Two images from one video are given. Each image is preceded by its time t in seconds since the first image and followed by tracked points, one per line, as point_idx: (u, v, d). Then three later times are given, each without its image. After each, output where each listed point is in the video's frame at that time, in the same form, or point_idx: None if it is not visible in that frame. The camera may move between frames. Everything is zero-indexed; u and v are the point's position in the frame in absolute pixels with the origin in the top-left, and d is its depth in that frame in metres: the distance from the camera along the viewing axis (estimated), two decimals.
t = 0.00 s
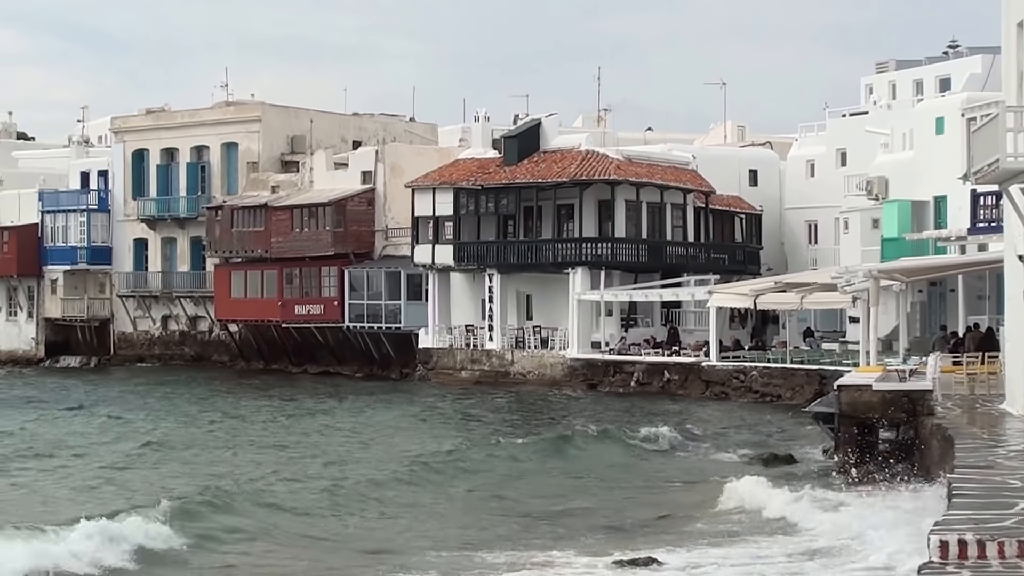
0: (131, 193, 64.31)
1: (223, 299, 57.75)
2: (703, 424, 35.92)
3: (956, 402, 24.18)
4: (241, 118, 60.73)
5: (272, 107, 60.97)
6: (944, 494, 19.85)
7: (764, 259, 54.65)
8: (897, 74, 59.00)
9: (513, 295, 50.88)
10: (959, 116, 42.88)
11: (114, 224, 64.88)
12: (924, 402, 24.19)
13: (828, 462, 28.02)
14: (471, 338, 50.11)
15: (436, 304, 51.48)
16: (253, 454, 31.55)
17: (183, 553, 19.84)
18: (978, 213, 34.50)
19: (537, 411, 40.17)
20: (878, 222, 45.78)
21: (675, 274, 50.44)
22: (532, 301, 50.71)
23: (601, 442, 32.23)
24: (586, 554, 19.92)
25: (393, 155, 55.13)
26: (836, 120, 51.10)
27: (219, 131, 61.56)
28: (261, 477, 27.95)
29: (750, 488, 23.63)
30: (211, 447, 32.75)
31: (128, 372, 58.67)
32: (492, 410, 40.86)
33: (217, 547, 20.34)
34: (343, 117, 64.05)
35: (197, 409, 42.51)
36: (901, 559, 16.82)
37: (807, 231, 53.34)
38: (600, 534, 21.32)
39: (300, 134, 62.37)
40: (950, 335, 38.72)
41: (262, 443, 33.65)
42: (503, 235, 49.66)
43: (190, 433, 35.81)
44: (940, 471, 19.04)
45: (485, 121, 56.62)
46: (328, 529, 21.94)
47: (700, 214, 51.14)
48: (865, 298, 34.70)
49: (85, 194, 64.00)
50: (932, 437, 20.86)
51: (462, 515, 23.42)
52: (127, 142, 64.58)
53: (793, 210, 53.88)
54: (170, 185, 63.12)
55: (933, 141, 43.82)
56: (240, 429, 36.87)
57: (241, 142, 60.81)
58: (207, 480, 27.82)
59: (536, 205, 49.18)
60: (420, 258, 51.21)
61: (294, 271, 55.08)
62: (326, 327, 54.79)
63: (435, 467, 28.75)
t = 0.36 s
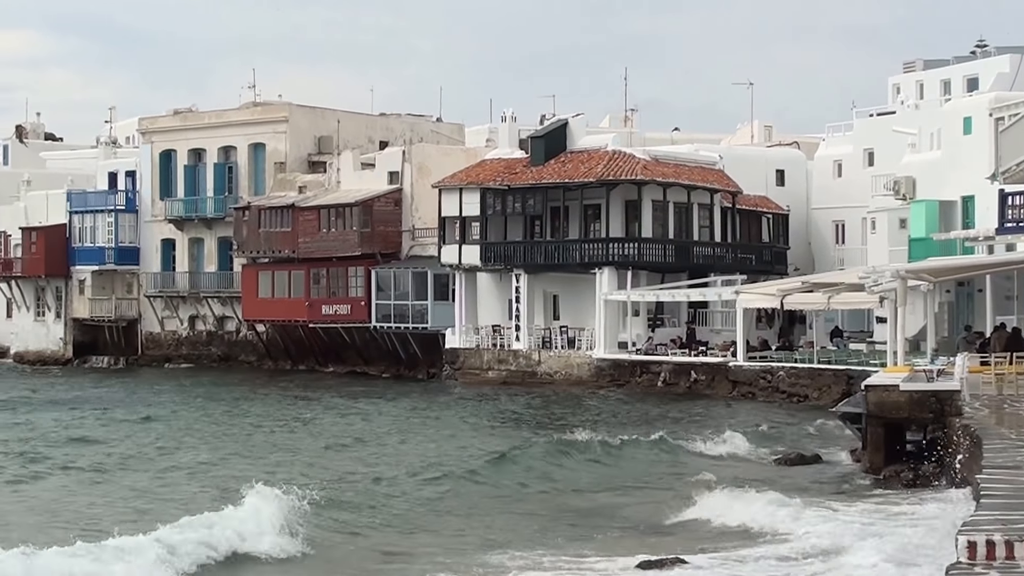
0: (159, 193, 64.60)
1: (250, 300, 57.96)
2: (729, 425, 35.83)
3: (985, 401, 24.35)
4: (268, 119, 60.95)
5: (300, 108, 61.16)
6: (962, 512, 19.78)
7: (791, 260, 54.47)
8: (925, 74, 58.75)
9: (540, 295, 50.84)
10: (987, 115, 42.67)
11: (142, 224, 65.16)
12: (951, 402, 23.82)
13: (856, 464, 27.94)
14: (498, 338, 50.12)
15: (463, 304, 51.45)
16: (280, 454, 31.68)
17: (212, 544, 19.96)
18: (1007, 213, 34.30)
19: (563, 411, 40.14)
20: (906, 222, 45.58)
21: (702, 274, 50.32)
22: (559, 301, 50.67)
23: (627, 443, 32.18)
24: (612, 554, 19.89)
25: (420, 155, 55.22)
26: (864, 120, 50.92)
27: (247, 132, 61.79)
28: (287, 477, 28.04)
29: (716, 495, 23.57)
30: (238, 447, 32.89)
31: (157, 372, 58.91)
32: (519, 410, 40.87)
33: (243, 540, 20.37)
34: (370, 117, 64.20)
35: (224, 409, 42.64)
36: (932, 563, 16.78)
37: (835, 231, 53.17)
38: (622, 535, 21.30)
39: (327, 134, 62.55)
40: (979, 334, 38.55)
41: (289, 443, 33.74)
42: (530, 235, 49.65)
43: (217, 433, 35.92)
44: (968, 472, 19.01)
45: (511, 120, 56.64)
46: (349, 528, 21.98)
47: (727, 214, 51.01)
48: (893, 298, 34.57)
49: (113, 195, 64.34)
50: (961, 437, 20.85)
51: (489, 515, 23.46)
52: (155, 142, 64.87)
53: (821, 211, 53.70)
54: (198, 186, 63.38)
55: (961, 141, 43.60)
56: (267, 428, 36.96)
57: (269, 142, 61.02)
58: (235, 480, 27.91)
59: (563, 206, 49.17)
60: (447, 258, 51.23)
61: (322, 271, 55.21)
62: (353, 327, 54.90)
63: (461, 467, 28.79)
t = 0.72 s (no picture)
0: (186, 194, 64.86)
1: (278, 299, 58.16)
2: (756, 425, 35.77)
3: (1014, 400, 24.46)
4: (296, 119, 61.15)
5: (327, 109, 61.33)
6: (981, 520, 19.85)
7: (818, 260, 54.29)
8: (953, 73, 58.50)
9: (567, 295, 50.81)
10: (1015, 114, 42.43)
11: (169, 224, 65.41)
12: (978, 402, 23.84)
13: (884, 466, 27.86)
14: (525, 339, 50.15)
15: (490, 304, 51.45)
16: (306, 454, 31.73)
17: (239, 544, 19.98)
18: None
19: (590, 411, 40.16)
20: (934, 222, 45.36)
21: (729, 274, 50.22)
22: (585, 302, 50.62)
23: (654, 443, 32.16)
24: (641, 559, 19.82)
25: (447, 156, 55.28)
26: (891, 119, 50.72)
27: (274, 132, 61.99)
28: (313, 478, 28.08)
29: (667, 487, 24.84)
30: (264, 448, 32.97)
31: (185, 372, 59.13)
32: (546, 410, 40.90)
33: (272, 538, 20.44)
34: (397, 117, 64.32)
35: (250, 409, 42.79)
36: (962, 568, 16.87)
37: (862, 231, 52.99)
38: (652, 538, 21.21)
39: (354, 135, 62.71)
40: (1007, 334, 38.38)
41: (317, 443, 33.83)
42: (557, 235, 49.61)
43: (244, 433, 36.03)
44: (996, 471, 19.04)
45: (538, 120, 56.66)
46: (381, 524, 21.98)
47: (754, 214, 50.89)
48: (921, 298, 34.45)
49: (141, 196, 64.63)
50: (989, 438, 20.83)
51: (515, 515, 23.53)
52: (182, 143, 65.14)
53: (848, 210, 53.53)
54: (225, 186, 63.60)
55: (989, 140, 43.35)
56: (294, 428, 37.07)
57: (296, 143, 61.22)
58: (261, 480, 28.02)
59: (589, 205, 49.14)
60: (473, 258, 51.24)
61: (348, 271, 55.32)
62: (381, 327, 54.98)
63: (488, 468, 28.77)
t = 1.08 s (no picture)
0: (213, 194, 65.11)
1: (305, 300, 58.36)
2: (783, 425, 35.67)
3: None
4: (323, 120, 61.33)
5: (354, 109, 61.48)
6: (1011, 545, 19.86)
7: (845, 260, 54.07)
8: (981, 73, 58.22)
9: (594, 295, 50.77)
10: None
11: (197, 225, 65.67)
12: (1007, 402, 23.85)
13: (911, 468, 27.79)
14: (552, 339, 50.11)
15: (517, 304, 51.47)
16: (331, 454, 31.82)
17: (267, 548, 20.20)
18: None
19: (616, 411, 40.13)
20: (962, 221, 45.16)
21: (756, 274, 50.11)
22: (612, 301, 50.57)
23: (679, 443, 32.11)
24: (662, 564, 19.80)
25: (474, 156, 55.31)
26: (919, 118, 50.84)
27: (302, 132, 62.17)
28: (338, 479, 28.15)
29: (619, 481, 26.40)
30: (291, 448, 33.07)
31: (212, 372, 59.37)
32: (571, 410, 40.88)
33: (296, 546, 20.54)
34: (423, 117, 64.41)
35: (277, 409, 42.91)
36: None
37: (890, 231, 52.78)
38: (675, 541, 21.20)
39: (381, 135, 62.83)
40: None
41: (344, 443, 33.90)
42: (583, 235, 49.57)
43: (269, 433, 36.14)
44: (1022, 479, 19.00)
45: (564, 120, 56.68)
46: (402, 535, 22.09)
47: (781, 214, 50.74)
48: (948, 299, 34.30)
49: (169, 196, 64.95)
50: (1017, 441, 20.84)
51: (539, 514, 23.58)
52: (209, 143, 65.39)
53: (875, 211, 53.32)
54: (252, 186, 63.82)
55: (1017, 139, 43.11)
56: (320, 428, 37.17)
57: (323, 143, 61.38)
58: (287, 480, 28.13)
59: (616, 205, 49.10)
60: (500, 258, 51.25)
61: (375, 271, 55.44)
62: (408, 327, 55.07)
63: (513, 468, 28.77)
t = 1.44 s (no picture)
0: (241, 195, 65.24)
1: (333, 300, 58.42)
2: (812, 427, 35.44)
3: None
4: (351, 120, 61.39)
5: (381, 110, 61.54)
6: None
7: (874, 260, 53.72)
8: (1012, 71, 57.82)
9: (622, 296, 50.60)
10: None
11: (225, 225, 65.80)
12: None
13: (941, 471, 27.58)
14: (580, 340, 49.93)
15: (545, 305, 51.36)
16: (356, 455, 31.82)
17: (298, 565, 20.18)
18: None
19: (643, 412, 39.96)
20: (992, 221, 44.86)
21: (784, 275, 49.87)
22: (641, 302, 50.37)
23: (707, 444, 31.94)
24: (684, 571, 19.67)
25: (502, 156, 55.24)
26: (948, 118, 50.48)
27: (330, 133, 62.26)
28: (362, 480, 28.15)
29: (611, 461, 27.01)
30: (318, 449, 33.04)
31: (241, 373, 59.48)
32: (598, 410, 40.75)
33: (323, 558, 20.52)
34: (451, 118, 64.45)
35: (304, 410, 42.91)
36: None
37: (919, 231, 52.41)
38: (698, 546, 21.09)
39: (409, 135, 62.85)
40: None
41: (371, 444, 33.87)
42: (611, 236, 49.43)
43: (296, 435, 36.14)
44: None
45: (592, 120, 56.52)
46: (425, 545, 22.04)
47: (810, 214, 50.49)
48: (978, 299, 34.06)
49: (197, 197, 65.16)
50: None
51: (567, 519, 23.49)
52: (237, 144, 65.52)
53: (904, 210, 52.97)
54: (280, 186, 63.92)
55: None
56: (346, 429, 37.15)
57: (351, 144, 61.43)
58: (314, 482, 28.12)
59: (644, 206, 48.94)
60: (528, 259, 51.14)
61: (403, 272, 55.45)
62: (436, 328, 55.04)
63: (537, 470, 28.66)
